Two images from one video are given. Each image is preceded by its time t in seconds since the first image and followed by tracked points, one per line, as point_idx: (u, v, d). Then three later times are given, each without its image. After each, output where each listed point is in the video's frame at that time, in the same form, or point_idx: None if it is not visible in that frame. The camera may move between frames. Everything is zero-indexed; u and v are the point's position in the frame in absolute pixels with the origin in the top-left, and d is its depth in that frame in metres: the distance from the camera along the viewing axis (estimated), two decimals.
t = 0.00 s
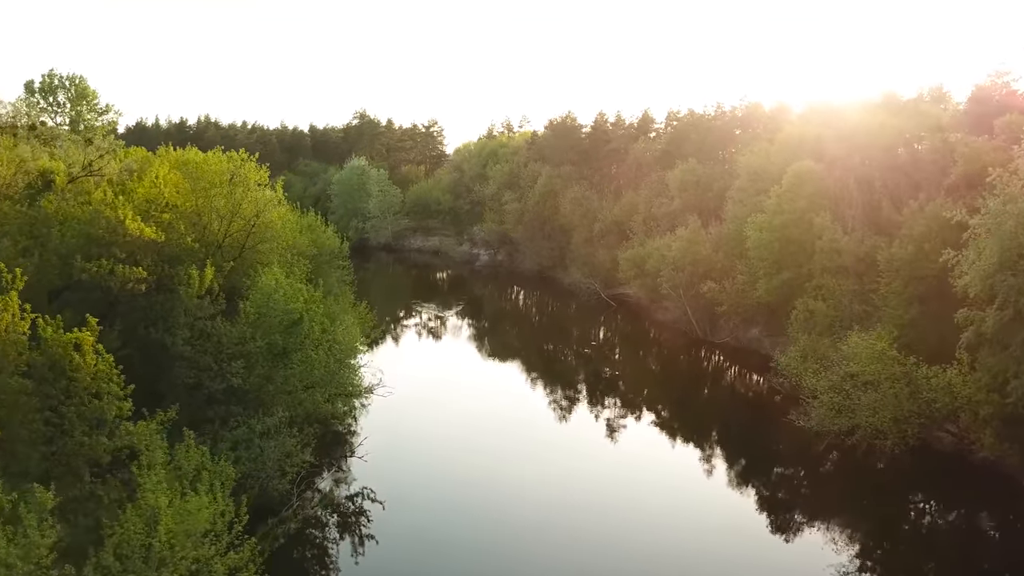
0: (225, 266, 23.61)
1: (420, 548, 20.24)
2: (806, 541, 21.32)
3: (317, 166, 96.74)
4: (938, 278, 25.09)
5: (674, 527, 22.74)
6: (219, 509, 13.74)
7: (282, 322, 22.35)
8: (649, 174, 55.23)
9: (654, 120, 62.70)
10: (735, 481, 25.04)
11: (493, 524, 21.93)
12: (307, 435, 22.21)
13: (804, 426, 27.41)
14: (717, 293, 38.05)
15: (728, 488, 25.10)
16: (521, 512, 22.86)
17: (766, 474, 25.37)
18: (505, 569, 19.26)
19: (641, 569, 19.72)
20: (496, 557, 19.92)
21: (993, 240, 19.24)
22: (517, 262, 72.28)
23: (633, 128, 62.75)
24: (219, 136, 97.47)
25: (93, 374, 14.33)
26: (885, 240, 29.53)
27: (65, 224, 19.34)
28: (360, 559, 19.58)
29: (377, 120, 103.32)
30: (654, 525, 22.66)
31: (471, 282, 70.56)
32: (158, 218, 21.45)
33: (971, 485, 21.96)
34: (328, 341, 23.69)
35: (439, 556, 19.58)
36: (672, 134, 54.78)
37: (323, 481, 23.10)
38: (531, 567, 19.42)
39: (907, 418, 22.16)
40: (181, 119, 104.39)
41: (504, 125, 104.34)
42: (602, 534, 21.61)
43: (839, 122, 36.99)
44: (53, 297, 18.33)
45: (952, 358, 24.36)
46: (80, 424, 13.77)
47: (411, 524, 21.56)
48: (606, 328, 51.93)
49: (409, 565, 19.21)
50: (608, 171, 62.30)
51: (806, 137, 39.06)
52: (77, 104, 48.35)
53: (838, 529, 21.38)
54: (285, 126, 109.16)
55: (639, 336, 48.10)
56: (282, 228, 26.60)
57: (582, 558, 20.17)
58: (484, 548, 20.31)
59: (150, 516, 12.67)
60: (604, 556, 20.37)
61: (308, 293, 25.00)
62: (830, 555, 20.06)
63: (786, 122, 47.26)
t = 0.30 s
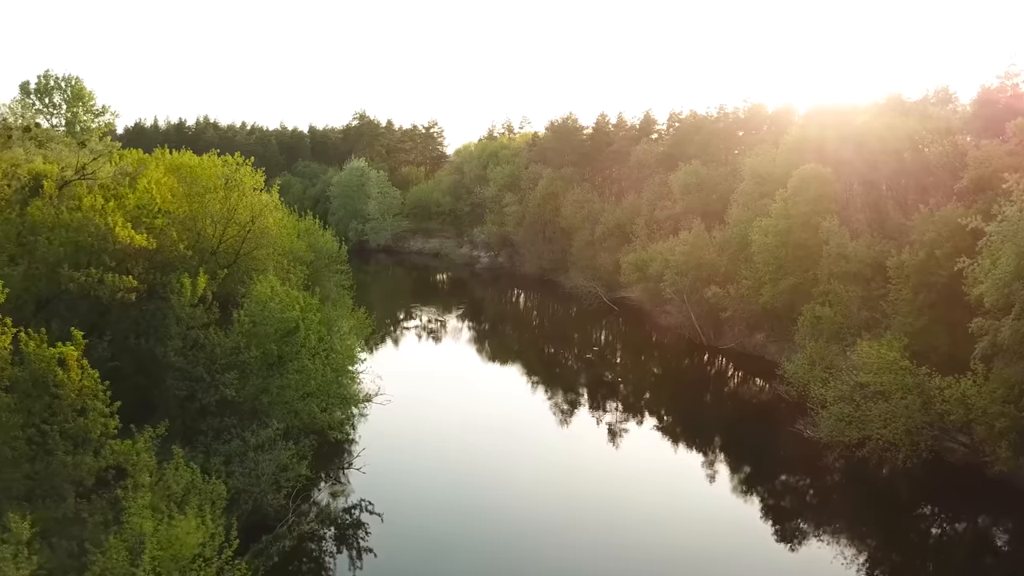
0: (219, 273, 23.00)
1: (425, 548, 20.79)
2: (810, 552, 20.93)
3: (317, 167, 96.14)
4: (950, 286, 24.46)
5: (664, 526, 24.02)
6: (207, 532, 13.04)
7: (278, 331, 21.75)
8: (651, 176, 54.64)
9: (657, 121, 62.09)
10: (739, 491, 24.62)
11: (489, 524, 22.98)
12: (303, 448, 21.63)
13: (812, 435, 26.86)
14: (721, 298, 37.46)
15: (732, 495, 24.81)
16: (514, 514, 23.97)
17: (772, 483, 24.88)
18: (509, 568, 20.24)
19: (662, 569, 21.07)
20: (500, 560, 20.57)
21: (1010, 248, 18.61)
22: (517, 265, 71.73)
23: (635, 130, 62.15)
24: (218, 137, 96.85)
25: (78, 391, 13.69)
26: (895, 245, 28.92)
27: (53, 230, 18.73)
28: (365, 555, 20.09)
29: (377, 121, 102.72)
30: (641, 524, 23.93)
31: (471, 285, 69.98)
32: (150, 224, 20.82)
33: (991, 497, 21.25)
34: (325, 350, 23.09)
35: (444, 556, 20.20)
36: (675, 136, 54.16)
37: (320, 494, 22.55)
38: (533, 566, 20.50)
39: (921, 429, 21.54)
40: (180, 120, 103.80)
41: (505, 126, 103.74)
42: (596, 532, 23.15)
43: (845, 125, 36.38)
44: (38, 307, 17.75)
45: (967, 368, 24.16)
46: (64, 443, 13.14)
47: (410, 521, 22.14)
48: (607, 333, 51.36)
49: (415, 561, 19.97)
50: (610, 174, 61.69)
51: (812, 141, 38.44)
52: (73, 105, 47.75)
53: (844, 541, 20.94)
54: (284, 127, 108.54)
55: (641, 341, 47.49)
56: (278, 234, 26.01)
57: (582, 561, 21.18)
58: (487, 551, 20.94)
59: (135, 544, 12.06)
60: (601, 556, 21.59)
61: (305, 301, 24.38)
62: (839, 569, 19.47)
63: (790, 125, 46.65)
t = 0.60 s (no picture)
0: (214, 281, 22.46)
1: (426, 546, 20.90)
2: (816, 565, 20.50)
3: (316, 168, 95.59)
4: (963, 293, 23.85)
5: (666, 522, 23.87)
6: (196, 559, 12.46)
7: (274, 341, 21.19)
8: (654, 179, 54.06)
9: (659, 123, 61.53)
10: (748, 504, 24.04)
11: (491, 522, 22.93)
12: (300, 461, 21.05)
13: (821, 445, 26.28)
14: (725, 303, 36.87)
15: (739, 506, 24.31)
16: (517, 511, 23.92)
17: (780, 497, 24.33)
18: (508, 567, 20.20)
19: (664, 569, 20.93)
20: (500, 559, 20.70)
21: None
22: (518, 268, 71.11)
23: (637, 132, 61.58)
24: (217, 138, 96.32)
25: (62, 409, 13.13)
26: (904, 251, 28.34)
27: (40, 239, 18.20)
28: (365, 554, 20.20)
29: (377, 121, 102.19)
30: (642, 520, 23.77)
31: (471, 287, 69.45)
32: (141, 231, 20.29)
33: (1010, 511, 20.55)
34: (322, 360, 22.49)
35: (444, 555, 20.35)
36: (677, 138, 53.59)
37: (317, 507, 21.98)
38: (533, 566, 20.44)
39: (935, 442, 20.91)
40: (178, 121, 103.26)
41: (506, 127, 103.12)
42: (596, 531, 22.95)
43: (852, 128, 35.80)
44: (25, 319, 17.23)
45: (981, 378, 23.80)
46: (46, 465, 12.56)
47: (413, 519, 22.25)
48: (609, 336, 50.81)
49: (416, 561, 20.01)
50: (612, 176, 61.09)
51: (819, 143, 37.83)
52: (69, 107, 47.16)
53: (854, 557, 20.42)
54: (284, 128, 107.99)
55: (643, 345, 46.87)
56: (274, 240, 25.45)
57: (583, 561, 21.10)
58: (488, 550, 21.07)
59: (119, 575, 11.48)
60: (601, 556, 21.45)
61: (302, 309, 23.82)
62: None
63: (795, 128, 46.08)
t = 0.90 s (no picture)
0: (207, 289, 21.88)
1: (426, 547, 21.15)
2: None
3: (316, 170, 95.01)
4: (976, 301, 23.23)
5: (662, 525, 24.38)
6: None
7: (269, 352, 20.59)
8: (656, 181, 53.41)
9: (661, 124, 60.88)
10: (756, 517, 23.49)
11: (490, 523, 23.26)
12: (296, 475, 20.45)
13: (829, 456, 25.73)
14: (730, 309, 36.18)
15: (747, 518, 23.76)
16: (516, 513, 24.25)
17: (788, 510, 23.78)
18: (507, 567, 20.52)
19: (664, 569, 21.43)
20: (499, 560, 20.98)
21: None
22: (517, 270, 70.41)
23: (639, 133, 60.94)
24: (215, 139, 95.77)
25: (42, 430, 12.51)
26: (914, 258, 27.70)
27: (27, 247, 17.66)
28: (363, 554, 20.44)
29: (377, 123, 101.60)
30: (640, 523, 24.40)
31: (472, 290, 68.86)
32: (132, 239, 19.74)
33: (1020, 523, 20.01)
34: (319, 370, 21.89)
35: (443, 556, 20.61)
36: (680, 140, 52.95)
37: (314, 521, 21.40)
38: (532, 566, 20.76)
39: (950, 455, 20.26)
40: (177, 122, 102.77)
41: (506, 128, 102.44)
42: (596, 531, 23.48)
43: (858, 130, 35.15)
44: (10, 330, 16.69)
45: (995, 390, 23.03)
46: (25, 489, 11.94)
47: (412, 522, 22.57)
48: (611, 340, 50.21)
49: (416, 561, 20.31)
50: (614, 179, 60.43)
51: (825, 146, 37.18)
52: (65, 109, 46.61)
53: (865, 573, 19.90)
54: (283, 129, 107.37)
55: (646, 350, 46.26)
56: (270, 246, 24.89)
57: (582, 561, 21.38)
58: (487, 551, 21.34)
59: None
60: (601, 555, 21.86)
61: (298, 317, 23.22)
62: None
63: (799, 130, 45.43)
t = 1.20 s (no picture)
0: (200, 298, 21.28)
1: (424, 548, 21.33)
2: None
3: (315, 171, 94.42)
4: (991, 310, 22.68)
5: (665, 522, 24.29)
6: None
7: (263, 363, 19.97)
8: (659, 184, 52.86)
9: (663, 125, 60.30)
10: (765, 532, 22.96)
11: (490, 522, 23.47)
12: (292, 489, 19.80)
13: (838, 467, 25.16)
14: (735, 315, 35.28)
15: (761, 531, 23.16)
16: (516, 511, 24.45)
17: (797, 525, 23.26)
18: (507, 568, 20.69)
19: (663, 569, 21.14)
20: (498, 559, 21.21)
21: None
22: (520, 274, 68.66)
23: (641, 135, 60.36)
24: (214, 141, 95.20)
25: (24, 451, 11.89)
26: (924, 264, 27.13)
27: (13, 257, 17.06)
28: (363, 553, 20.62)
29: (376, 123, 101.05)
30: (642, 523, 24.04)
31: (472, 292, 68.32)
32: (122, 248, 19.14)
33: None
34: (316, 381, 21.30)
35: (441, 556, 20.80)
36: (682, 142, 52.39)
37: (310, 536, 20.78)
38: (532, 566, 20.94)
39: (967, 470, 19.67)
40: (175, 123, 102.28)
41: (507, 129, 101.83)
42: (596, 531, 23.48)
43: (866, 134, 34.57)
44: None
45: (1009, 402, 22.47)
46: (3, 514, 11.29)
47: (413, 521, 22.72)
48: (613, 344, 49.63)
49: (416, 562, 20.45)
50: (616, 180, 59.84)
51: (831, 150, 36.65)
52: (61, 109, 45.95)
53: None
54: (282, 130, 106.79)
55: (648, 354, 45.69)
56: (266, 253, 24.32)
57: (582, 562, 21.59)
58: (486, 551, 21.56)
59: None
60: (601, 555, 21.93)
61: (294, 327, 22.62)
62: None
63: (804, 132, 44.85)
